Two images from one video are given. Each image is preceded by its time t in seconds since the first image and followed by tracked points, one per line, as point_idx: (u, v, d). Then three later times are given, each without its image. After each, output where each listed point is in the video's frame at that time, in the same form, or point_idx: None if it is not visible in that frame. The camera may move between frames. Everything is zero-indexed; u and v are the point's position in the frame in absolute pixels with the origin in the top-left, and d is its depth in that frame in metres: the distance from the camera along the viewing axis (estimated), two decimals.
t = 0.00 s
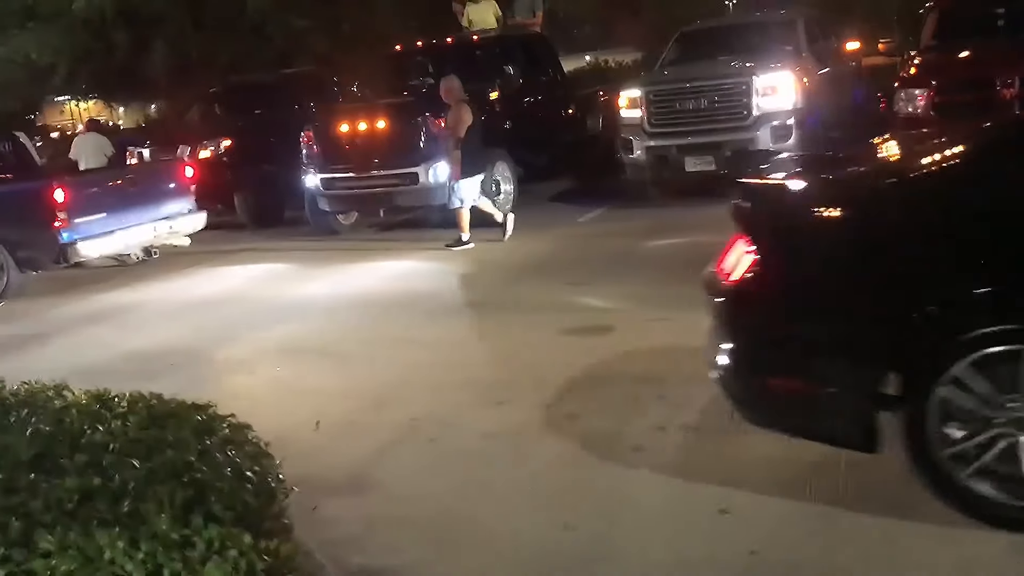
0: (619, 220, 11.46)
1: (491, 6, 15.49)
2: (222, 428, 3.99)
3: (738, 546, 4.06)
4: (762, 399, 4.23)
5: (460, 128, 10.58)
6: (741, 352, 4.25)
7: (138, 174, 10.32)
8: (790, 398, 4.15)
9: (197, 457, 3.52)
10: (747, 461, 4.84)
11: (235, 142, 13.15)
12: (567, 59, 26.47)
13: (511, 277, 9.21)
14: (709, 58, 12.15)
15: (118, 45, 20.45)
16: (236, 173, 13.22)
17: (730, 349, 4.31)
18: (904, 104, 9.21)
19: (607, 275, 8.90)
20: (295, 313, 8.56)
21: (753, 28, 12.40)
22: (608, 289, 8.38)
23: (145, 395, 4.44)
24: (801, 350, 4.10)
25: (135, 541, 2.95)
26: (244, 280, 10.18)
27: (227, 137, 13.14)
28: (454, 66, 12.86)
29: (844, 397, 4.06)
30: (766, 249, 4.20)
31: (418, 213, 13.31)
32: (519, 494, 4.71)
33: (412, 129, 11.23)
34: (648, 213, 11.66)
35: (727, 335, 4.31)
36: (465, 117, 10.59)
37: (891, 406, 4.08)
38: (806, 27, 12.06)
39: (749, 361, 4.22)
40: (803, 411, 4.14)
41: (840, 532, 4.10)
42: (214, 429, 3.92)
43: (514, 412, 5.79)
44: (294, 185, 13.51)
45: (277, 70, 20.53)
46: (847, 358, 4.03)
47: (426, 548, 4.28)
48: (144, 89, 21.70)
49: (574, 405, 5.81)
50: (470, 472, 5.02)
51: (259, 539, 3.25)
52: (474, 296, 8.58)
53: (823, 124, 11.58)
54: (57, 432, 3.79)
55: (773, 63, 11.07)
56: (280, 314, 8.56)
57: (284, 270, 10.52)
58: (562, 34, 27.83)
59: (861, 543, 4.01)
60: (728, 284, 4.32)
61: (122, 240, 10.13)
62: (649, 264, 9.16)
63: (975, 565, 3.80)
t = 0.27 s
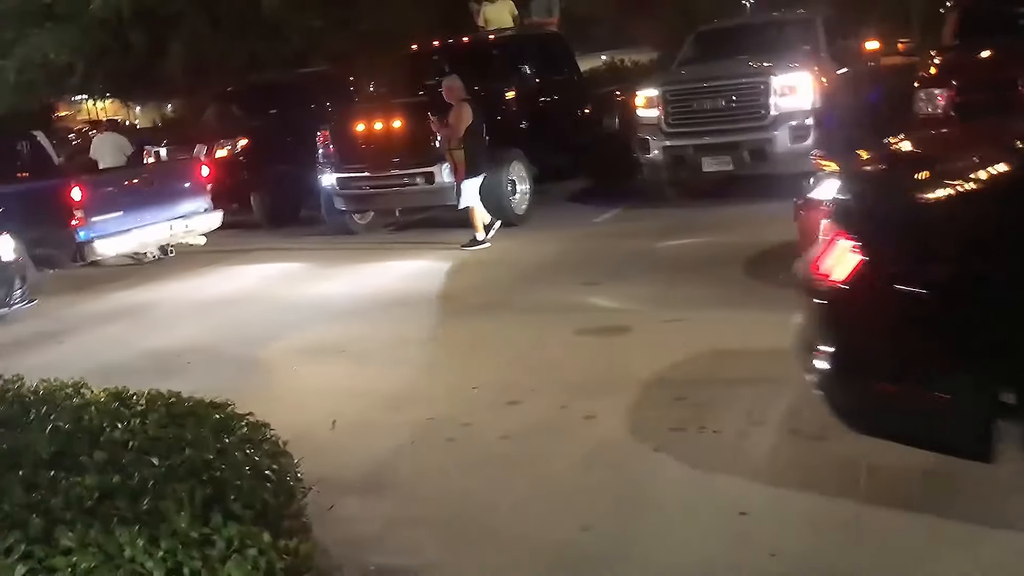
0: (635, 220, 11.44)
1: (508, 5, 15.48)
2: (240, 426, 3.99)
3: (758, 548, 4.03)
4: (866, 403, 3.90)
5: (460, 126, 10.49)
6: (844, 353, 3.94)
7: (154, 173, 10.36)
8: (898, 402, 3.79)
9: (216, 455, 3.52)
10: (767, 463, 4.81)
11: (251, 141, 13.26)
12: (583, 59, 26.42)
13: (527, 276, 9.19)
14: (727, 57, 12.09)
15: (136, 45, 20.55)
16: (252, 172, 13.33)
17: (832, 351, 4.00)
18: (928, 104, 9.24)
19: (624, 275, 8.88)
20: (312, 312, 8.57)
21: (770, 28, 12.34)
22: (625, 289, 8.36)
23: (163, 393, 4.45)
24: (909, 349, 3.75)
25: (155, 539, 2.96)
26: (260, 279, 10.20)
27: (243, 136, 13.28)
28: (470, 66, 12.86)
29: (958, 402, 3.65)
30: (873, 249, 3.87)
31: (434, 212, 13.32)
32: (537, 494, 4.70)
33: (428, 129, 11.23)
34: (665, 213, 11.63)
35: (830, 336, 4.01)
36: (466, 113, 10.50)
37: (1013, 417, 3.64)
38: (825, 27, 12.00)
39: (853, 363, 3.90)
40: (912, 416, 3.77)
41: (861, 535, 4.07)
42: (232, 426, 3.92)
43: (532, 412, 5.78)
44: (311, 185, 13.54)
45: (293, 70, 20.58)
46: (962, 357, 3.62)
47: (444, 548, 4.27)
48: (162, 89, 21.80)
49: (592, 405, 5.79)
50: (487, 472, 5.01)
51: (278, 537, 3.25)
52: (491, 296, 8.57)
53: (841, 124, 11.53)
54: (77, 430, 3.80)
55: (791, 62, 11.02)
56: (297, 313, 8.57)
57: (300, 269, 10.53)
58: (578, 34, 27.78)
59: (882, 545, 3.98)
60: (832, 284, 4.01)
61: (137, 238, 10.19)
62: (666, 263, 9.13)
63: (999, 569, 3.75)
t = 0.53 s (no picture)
0: (653, 219, 11.38)
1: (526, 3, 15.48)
2: (259, 420, 3.99)
3: (778, 548, 4.01)
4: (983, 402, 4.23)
5: (462, 121, 10.38)
6: (960, 356, 4.21)
7: (172, 170, 10.39)
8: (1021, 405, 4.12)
9: (235, 449, 3.51)
10: (787, 463, 4.77)
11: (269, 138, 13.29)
12: (601, 57, 26.39)
13: (544, 274, 9.17)
14: (747, 56, 12.04)
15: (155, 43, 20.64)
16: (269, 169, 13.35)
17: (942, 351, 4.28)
18: (952, 102, 9.17)
19: (642, 274, 8.84)
20: (330, 309, 8.56)
21: (791, 26, 12.27)
22: (644, 288, 8.32)
23: (182, 387, 4.46)
24: None
25: (174, 533, 2.97)
26: (278, 276, 10.21)
27: (260, 133, 13.27)
28: (488, 62, 12.85)
29: None
30: (989, 250, 4.16)
31: (450, 211, 13.31)
32: (555, 492, 4.68)
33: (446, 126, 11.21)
34: (683, 213, 11.58)
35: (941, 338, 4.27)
36: (471, 112, 10.41)
37: None
38: (846, 25, 11.93)
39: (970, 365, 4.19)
40: None
41: (882, 536, 4.03)
42: (251, 420, 3.92)
43: (549, 410, 5.75)
44: (328, 181, 13.56)
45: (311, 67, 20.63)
46: None
47: (461, 545, 4.25)
48: (181, 85, 21.89)
49: (609, 404, 5.77)
50: (504, 469, 4.99)
51: (296, 532, 3.25)
52: (509, 294, 8.55)
53: (861, 123, 11.46)
54: (96, 423, 3.81)
55: (812, 60, 10.96)
56: (315, 309, 8.57)
57: (318, 266, 10.54)
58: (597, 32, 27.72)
59: (903, 547, 3.94)
60: (942, 285, 4.31)
61: (154, 234, 10.22)
62: (685, 263, 9.09)
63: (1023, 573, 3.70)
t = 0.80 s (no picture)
0: (670, 216, 11.34)
1: None
2: (277, 413, 3.98)
3: (796, 547, 3.98)
4: None
5: (468, 120, 10.43)
6: None
7: (190, 163, 10.43)
8: None
9: (253, 442, 3.51)
10: (805, 462, 4.74)
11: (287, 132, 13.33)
12: (620, 54, 26.32)
13: (560, 271, 9.15)
14: (767, 52, 11.98)
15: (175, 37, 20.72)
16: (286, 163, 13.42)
17: None
18: (973, 100, 9.07)
19: (658, 271, 8.81)
20: (347, 303, 8.57)
21: (812, 22, 12.20)
22: (660, 285, 8.29)
23: (200, 379, 4.47)
24: None
25: (192, 524, 2.96)
26: (295, 270, 10.23)
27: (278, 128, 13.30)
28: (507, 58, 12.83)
29: None
30: None
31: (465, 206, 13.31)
32: (570, 488, 4.66)
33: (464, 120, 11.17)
34: (701, 210, 11.53)
35: None
36: (474, 111, 10.44)
37: None
38: (867, 23, 11.88)
39: None
40: None
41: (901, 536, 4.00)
42: (269, 414, 3.91)
43: (565, 406, 5.74)
44: (345, 176, 13.58)
45: (329, 62, 20.66)
46: None
47: (475, 540, 4.24)
48: (200, 79, 21.97)
49: (626, 401, 5.74)
50: (519, 465, 4.98)
51: (314, 526, 3.24)
52: (524, 290, 8.54)
53: (881, 121, 11.40)
54: (114, 414, 3.82)
55: (833, 57, 10.89)
56: (332, 304, 8.58)
57: (335, 260, 10.55)
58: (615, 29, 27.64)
59: (923, 548, 3.90)
60: None
61: (171, 227, 10.23)
62: (701, 260, 9.05)
63: None
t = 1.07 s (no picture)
0: (690, 215, 11.32)
1: None
2: (297, 408, 4.00)
3: (814, 549, 3.96)
4: None
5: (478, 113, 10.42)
6: None
7: (211, 158, 10.52)
8: None
9: (273, 438, 3.53)
10: (824, 464, 4.72)
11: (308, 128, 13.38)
12: (641, 50, 26.26)
13: (580, 268, 9.14)
14: (790, 51, 11.92)
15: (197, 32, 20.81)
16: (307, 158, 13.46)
17: None
18: (999, 100, 8.99)
19: (679, 270, 8.79)
20: (367, 299, 8.59)
21: (836, 20, 12.12)
22: (681, 284, 8.26)
23: (221, 374, 4.49)
24: None
25: (213, 519, 2.99)
26: (316, 265, 10.28)
27: (300, 124, 13.35)
28: (528, 54, 12.82)
29: None
30: None
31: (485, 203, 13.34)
32: (587, 488, 4.66)
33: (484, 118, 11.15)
34: (722, 208, 11.50)
35: None
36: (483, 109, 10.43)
37: None
38: (892, 21, 11.79)
39: None
40: None
41: (921, 539, 3.97)
42: (289, 409, 3.93)
43: (584, 404, 5.73)
44: (366, 172, 13.61)
45: (351, 58, 20.71)
46: None
47: (492, 539, 4.24)
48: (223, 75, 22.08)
49: (644, 400, 5.73)
50: (535, 464, 4.98)
51: (334, 522, 3.27)
52: (545, 287, 8.54)
53: (904, 120, 11.32)
54: (136, 408, 3.85)
55: (856, 56, 10.82)
56: (351, 300, 8.61)
57: (354, 256, 10.58)
58: (637, 26, 27.55)
59: (944, 551, 3.88)
60: None
61: (192, 222, 10.33)
62: (722, 259, 9.02)
63: None
